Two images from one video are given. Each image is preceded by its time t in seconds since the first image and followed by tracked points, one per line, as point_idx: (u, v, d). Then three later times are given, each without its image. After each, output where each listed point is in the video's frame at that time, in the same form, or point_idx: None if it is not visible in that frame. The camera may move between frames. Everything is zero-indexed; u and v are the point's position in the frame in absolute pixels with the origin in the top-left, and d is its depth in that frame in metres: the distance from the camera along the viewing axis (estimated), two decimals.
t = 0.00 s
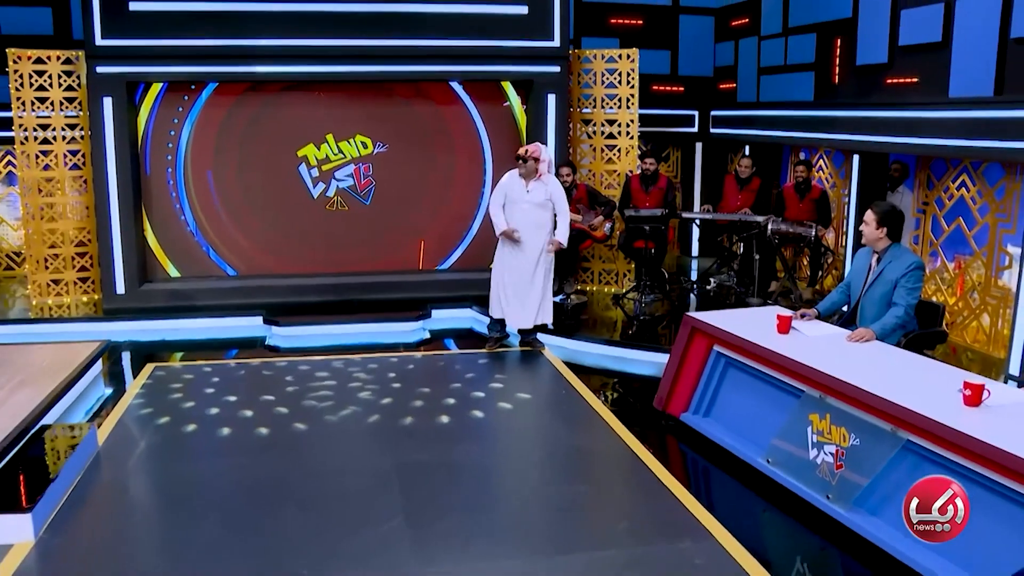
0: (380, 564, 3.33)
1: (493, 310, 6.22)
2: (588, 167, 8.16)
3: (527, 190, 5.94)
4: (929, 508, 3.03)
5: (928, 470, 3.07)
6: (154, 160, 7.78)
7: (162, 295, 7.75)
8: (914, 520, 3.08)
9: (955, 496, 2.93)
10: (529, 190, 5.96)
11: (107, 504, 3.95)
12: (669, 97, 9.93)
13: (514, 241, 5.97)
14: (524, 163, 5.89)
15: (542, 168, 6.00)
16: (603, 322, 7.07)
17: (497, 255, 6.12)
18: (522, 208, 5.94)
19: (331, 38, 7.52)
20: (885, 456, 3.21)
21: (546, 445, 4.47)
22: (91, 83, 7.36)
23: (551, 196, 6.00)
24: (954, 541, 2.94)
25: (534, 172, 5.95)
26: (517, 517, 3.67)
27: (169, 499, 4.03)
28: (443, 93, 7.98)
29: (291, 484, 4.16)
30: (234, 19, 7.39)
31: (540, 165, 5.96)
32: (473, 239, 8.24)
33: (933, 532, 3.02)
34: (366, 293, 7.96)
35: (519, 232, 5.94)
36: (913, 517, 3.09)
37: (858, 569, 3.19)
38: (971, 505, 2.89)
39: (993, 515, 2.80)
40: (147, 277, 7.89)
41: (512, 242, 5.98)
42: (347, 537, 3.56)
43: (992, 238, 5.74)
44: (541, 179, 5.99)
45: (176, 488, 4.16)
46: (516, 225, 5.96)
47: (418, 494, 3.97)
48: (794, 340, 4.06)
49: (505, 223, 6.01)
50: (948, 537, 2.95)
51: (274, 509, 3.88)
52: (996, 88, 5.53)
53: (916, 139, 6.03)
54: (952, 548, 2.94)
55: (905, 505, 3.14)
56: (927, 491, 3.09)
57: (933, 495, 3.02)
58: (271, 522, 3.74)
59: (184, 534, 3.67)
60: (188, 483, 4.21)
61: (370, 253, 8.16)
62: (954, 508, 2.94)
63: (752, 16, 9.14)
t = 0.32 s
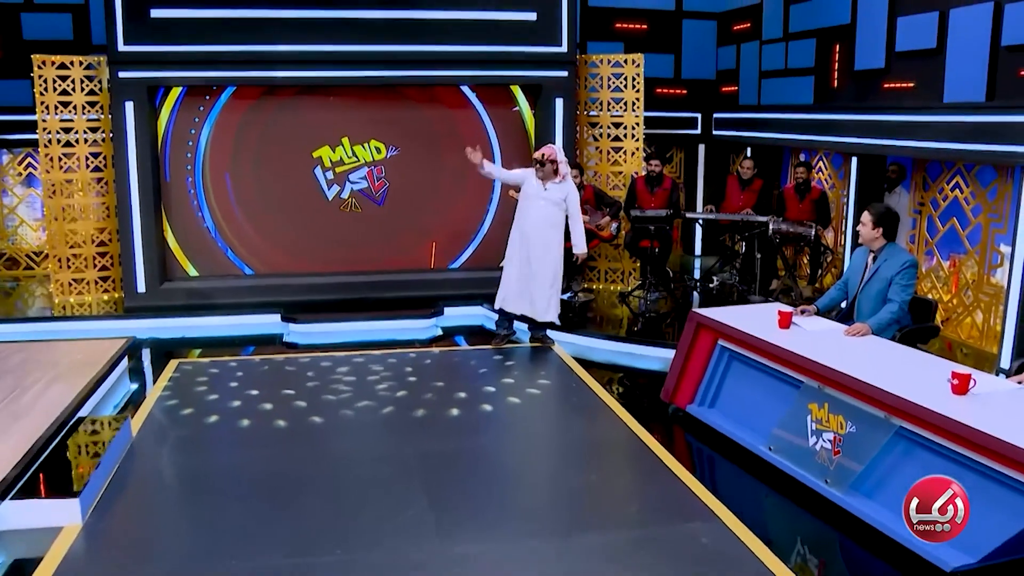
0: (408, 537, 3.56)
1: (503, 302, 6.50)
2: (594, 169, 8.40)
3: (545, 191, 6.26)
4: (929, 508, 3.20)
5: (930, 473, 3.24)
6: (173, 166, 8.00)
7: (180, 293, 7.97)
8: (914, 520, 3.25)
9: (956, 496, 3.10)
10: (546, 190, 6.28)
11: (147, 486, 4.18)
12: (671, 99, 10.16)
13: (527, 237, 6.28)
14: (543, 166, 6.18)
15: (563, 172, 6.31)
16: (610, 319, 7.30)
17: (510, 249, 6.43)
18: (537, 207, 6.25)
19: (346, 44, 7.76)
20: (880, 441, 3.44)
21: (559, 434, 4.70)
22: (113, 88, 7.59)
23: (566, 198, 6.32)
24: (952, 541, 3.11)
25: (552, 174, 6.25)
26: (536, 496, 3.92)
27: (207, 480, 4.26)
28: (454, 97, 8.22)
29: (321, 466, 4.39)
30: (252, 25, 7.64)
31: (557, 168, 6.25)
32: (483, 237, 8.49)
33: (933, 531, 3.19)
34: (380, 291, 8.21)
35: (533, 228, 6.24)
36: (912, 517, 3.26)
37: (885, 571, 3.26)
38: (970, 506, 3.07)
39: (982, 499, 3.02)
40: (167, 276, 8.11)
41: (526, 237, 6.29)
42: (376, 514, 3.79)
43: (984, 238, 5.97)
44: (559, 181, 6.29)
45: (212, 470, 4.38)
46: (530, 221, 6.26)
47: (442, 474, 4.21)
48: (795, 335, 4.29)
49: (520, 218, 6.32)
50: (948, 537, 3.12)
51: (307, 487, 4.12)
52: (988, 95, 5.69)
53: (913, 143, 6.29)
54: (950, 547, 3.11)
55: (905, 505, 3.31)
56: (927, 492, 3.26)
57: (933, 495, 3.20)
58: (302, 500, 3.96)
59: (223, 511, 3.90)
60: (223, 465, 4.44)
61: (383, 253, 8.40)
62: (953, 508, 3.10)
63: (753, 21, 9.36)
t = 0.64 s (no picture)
0: (428, 523, 3.73)
1: (516, 302, 6.67)
2: (602, 169, 8.56)
3: (551, 192, 6.43)
4: (929, 508, 3.31)
5: (930, 477, 3.36)
6: (188, 169, 8.17)
7: (195, 293, 8.15)
8: (914, 521, 3.36)
9: (956, 496, 3.22)
10: (553, 191, 6.45)
11: (174, 476, 4.35)
12: (677, 101, 10.31)
13: (535, 238, 6.45)
14: (549, 168, 6.37)
15: (568, 172, 6.47)
16: (617, 317, 7.47)
17: (520, 250, 6.62)
18: (544, 209, 6.42)
19: (358, 48, 7.94)
20: (878, 431, 3.61)
21: (569, 426, 4.86)
22: (130, 91, 7.76)
23: (573, 198, 6.45)
24: (952, 540, 3.23)
25: (559, 176, 6.45)
26: (550, 484, 4.09)
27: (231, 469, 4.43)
28: (464, 99, 8.39)
29: (340, 456, 4.57)
30: (266, 29, 7.81)
31: (564, 169, 6.45)
32: (493, 236, 8.67)
33: (932, 531, 3.30)
34: (391, 290, 8.39)
35: (541, 229, 6.41)
36: (913, 517, 3.38)
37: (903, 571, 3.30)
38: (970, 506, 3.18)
39: (979, 496, 3.14)
40: (182, 276, 8.28)
41: (534, 238, 6.46)
42: (396, 502, 3.96)
43: (983, 237, 6.12)
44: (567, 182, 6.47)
45: (236, 460, 4.55)
46: (537, 222, 6.43)
47: (457, 464, 4.38)
48: (797, 330, 4.45)
49: (528, 219, 6.50)
50: (948, 537, 3.23)
51: (328, 476, 4.29)
52: (986, 98, 5.82)
53: (913, 144, 6.45)
54: (951, 546, 3.22)
55: (905, 506, 3.42)
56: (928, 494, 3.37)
57: (934, 495, 3.32)
58: (324, 489, 4.13)
59: (248, 499, 4.07)
60: (246, 455, 4.62)
61: (395, 252, 8.57)
62: (954, 509, 3.21)
63: (758, 23, 9.50)
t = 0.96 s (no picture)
0: (448, 509, 3.93)
1: (526, 302, 6.90)
2: (609, 171, 8.76)
3: (558, 194, 6.64)
4: (929, 508, 3.42)
5: (930, 478, 3.47)
6: (206, 171, 8.38)
7: (214, 292, 8.35)
8: (914, 520, 3.47)
9: (956, 496, 3.34)
10: (559, 193, 6.66)
11: (202, 462, 4.55)
12: (683, 103, 10.51)
13: (544, 239, 6.64)
14: (555, 170, 6.58)
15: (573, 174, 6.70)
16: (625, 315, 7.67)
17: (529, 252, 6.81)
18: (552, 211, 6.62)
19: (372, 52, 8.15)
20: (873, 421, 3.80)
21: (579, 419, 5.06)
22: (150, 95, 7.97)
23: (579, 199, 6.66)
24: (952, 538, 3.37)
25: (565, 177, 6.65)
26: (563, 473, 4.28)
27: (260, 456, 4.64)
28: (475, 102, 8.59)
29: (361, 446, 4.77)
30: (281, 34, 8.02)
31: (570, 170, 6.65)
32: (504, 236, 8.89)
33: (932, 530, 3.42)
34: (404, 289, 8.61)
35: (548, 230, 6.60)
36: (912, 517, 3.47)
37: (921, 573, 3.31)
38: (970, 506, 3.30)
39: (977, 493, 3.28)
40: (199, 275, 8.48)
41: (543, 240, 6.66)
42: (416, 489, 4.17)
43: (980, 237, 6.31)
44: (572, 184, 6.68)
45: (263, 447, 4.77)
46: (545, 224, 6.62)
47: (473, 453, 4.59)
48: (798, 326, 4.64)
49: (536, 221, 6.69)
50: (948, 536, 3.36)
51: (350, 464, 4.49)
52: (982, 103, 6.14)
53: (913, 146, 6.64)
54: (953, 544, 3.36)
55: (904, 505, 3.52)
56: (926, 493, 3.49)
57: (933, 495, 3.43)
58: (349, 476, 4.34)
59: (275, 484, 4.27)
60: (270, 443, 4.83)
61: (407, 252, 8.78)
62: (954, 508, 3.33)
63: (762, 27, 9.69)
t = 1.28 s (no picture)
0: (465, 495, 4.13)
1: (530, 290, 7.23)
2: (618, 172, 8.97)
3: (569, 193, 6.84)
4: (929, 508, 3.54)
5: (931, 480, 3.58)
6: (225, 172, 8.59)
7: (233, 289, 8.59)
8: (914, 520, 3.58)
9: (956, 496, 3.46)
10: (571, 193, 6.85)
11: (229, 449, 4.77)
12: (690, 105, 10.71)
13: (554, 234, 6.88)
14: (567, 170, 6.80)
15: (585, 175, 6.90)
16: (632, 313, 7.87)
17: (539, 245, 7.08)
18: (562, 208, 6.85)
19: (386, 57, 8.36)
20: (869, 412, 4.00)
21: (588, 412, 5.27)
22: (171, 98, 8.19)
23: (590, 199, 6.80)
24: (952, 537, 3.50)
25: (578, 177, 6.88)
26: (574, 462, 4.49)
27: (284, 444, 4.85)
28: (487, 105, 8.82)
29: (380, 436, 4.98)
30: (299, 39, 8.24)
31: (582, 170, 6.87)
32: (515, 235, 9.10)
33: (932, 531, 3.54)
34: (417, 287, 8.84)
35: (555, 225, 6.86)
36: (913, 518, 3.58)
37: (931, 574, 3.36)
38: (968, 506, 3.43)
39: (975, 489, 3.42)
40: (218, 273, 8.71)
41: (553, 235, 6.90)
42: (434, 476, 4.37)
43: (980, 237, 6.48)
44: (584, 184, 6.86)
45: (286, 436, 4.99)
46: (556, 221, 6.86)
47: (488, 443, 4.80)
48: (799, 323, 4.83)
49: (548, 218, 6.93)
50: (948, 536, 3.49)
51: (370, 453, 4.71)
52: (982, 106, 6.27)
53: (915, 148, 6.81)
54: (953, 542, 3.50)
55: (904, 505, 3.63)
56: (926, 493, 3.60)
57: (933, 495, 3.54)
58: (370, 465, 4.55)
59: (300, 471, 4.49)
60: (293, 432, 5.05)
61: (420, 251, 9.01)
62: (954, 509, 3.45)
63: (768, 30, 9.87)
